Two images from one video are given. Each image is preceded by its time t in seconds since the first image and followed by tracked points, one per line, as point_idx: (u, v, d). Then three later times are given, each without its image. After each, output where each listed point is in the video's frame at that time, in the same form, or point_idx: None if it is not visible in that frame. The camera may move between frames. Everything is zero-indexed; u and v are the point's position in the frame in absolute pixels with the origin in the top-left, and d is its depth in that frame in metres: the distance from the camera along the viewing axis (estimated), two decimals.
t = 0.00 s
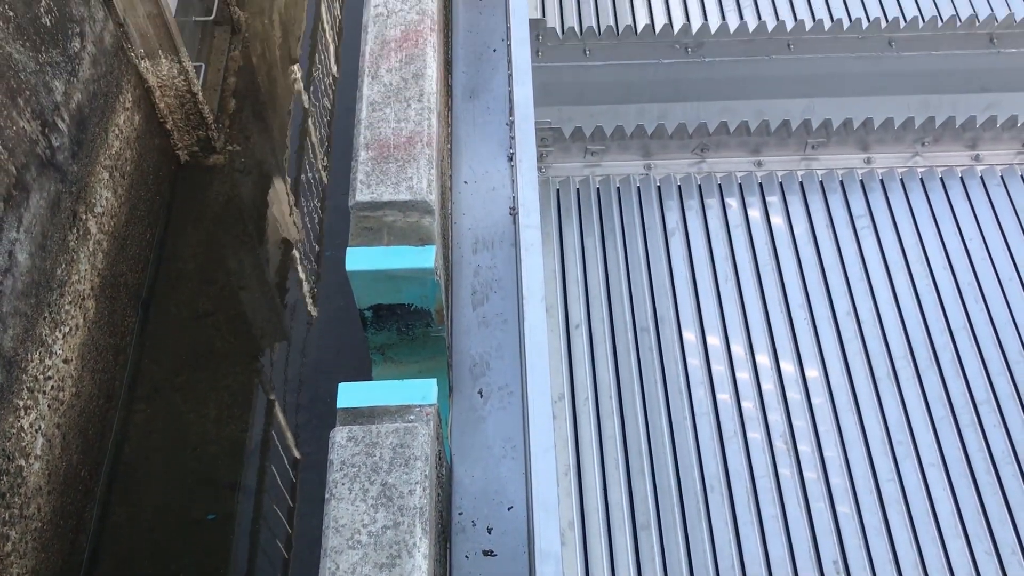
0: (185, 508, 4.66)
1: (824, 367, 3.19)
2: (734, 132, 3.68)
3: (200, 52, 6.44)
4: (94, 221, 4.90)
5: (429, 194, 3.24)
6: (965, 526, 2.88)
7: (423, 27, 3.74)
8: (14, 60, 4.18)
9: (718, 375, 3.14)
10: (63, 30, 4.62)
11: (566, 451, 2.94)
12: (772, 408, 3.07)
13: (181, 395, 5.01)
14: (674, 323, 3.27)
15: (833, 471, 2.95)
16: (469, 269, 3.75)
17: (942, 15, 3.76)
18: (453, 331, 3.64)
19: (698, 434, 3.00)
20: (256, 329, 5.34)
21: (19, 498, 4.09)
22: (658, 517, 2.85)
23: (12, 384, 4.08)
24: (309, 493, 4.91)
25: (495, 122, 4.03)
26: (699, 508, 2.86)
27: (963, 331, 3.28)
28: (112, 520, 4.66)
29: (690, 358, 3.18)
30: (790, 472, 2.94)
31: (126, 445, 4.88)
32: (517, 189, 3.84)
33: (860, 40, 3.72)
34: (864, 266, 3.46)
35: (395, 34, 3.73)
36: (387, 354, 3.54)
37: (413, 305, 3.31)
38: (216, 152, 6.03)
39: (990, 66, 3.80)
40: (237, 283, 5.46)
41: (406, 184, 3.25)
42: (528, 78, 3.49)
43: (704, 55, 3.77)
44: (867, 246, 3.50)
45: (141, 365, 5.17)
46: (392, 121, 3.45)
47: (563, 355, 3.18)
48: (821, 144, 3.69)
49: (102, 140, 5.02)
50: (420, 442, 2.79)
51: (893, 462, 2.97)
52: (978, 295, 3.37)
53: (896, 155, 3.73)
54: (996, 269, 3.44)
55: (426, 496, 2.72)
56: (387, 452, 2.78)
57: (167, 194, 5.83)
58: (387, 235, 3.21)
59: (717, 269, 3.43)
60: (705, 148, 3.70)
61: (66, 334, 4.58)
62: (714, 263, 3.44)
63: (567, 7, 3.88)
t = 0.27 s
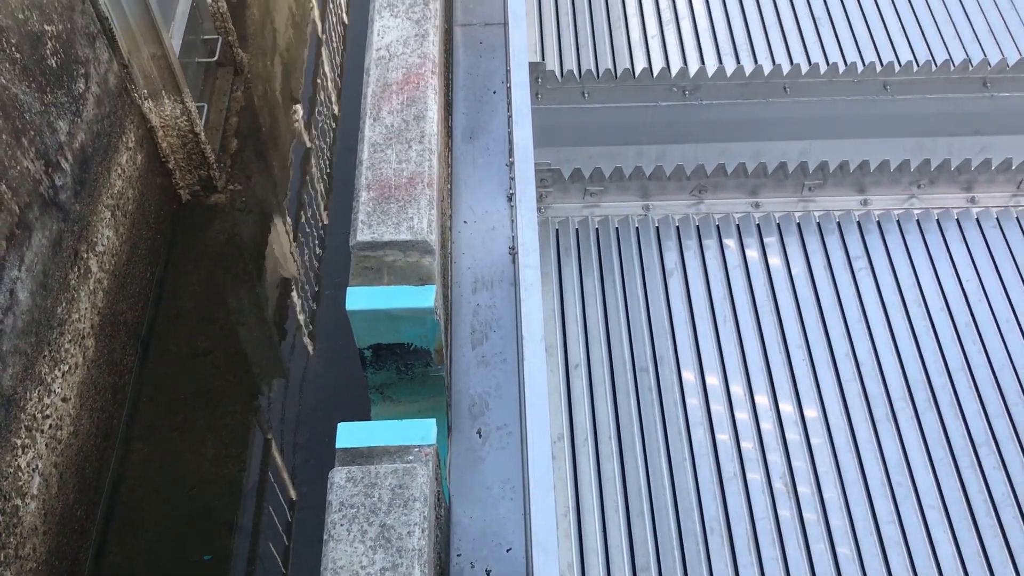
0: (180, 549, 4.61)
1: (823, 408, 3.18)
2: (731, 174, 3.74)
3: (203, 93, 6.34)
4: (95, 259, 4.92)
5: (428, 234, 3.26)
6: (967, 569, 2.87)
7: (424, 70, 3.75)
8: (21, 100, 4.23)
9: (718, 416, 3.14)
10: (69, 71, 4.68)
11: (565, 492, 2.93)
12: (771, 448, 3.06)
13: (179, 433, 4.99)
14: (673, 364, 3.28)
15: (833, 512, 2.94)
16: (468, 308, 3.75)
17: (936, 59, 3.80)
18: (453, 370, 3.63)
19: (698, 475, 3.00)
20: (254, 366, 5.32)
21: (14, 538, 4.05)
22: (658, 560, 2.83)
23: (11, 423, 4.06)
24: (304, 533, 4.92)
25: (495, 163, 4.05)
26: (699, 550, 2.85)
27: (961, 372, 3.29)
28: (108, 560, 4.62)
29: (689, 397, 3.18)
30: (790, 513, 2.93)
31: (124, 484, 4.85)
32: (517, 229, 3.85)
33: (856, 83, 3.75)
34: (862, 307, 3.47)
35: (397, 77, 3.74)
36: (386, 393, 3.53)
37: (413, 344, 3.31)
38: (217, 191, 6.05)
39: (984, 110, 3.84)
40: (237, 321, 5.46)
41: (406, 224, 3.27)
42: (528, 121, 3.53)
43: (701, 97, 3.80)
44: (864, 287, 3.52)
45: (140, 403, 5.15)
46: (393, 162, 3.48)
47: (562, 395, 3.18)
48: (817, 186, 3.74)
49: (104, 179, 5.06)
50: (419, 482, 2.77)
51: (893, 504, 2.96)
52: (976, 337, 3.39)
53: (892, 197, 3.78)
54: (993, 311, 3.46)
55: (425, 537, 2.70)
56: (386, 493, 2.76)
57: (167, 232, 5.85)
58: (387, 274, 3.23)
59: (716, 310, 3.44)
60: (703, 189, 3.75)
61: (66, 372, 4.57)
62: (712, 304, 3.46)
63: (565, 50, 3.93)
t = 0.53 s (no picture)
0: None
1: (822, 453, 3.18)
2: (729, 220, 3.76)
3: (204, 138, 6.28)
4: (96, 303, 4.91)
5: (429, 277, 3.29)
6: None
7: (426, 117, 3.75)
8: (26, 146, 4.27)
9: (717, 461, 3.14)
10: (74, 117, 4.72)
11: (564, 538, 2.94)
12: (771, 492, 3.07)
13: (177, 478, 4.95)
14: (672, 409, 3.28)
15: (833, 557, 2.95)
16: (468, 351, 3.74)
17: (930, 106, 3.83)
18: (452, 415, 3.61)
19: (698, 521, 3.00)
20: (252, 410, 5.31)
21: None
22: None
23: (9, 468, 4.03)
24: None
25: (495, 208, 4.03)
26: None
27: (961, 418, 3.29)
28: None
29: (688, 441, 3.18)
30: (790, 558, 2.94)
31: (121, 528, 4.82)
32: (516, 274, 3.83)
33: (851, 131, 3.79)
34: (861, 353, 3.48)
35: (399, 123, 3.73)
36: (386, 438, 3.51)
37: (412, 388, 3.30)
38: (218, 235, 6.05)
39: (978, 157, 3.88)
40: (236, 365, 5.43)
41: (407, 269, 3.29)
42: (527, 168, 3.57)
43: (698, 144, 3.84)
44: (862, 332, 3.54)
45: (139, 446, 5.13)
46: (394, 208, 3.50)
47: (561, 441, 3.18)
48: (815, 232, 3.77)
49: (107, 223, 5.09)
50: (418, 529, 2.76)
51: (893, 551, 2.97)
52: (975, 382, 3.39)
53: (889, 243, 3.81)
54: (992, 356, 3.47)
55: None
56: (385, 539, 2.75)
57: (168, 276, 5.85)
58: (388, 318, 3.24)
59: (715, 355, 3.45)
60: (701, 235, 3.78)
61: (65, 416, 4.55)
62: (711, 349, 3.47)
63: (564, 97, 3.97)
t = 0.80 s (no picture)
0: None
1: (822, 501, 3.19)
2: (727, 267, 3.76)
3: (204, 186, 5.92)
4: (95, 351, 4.53)
5: (428, 324, 3.29)
6: None
7: (426, 167, 3.76)
8: (28, 195, 3.92)
9: (717, 510, 3.13)
10: (76, 164, 4.29)
11: None
12: (771, 540, 3.07)
13: (172, 527, 4.87)
14: (672, 457, 3.28)
15: None
16: (467, 397, 3.71)
17: (924, 155, 3.87)
18: (450, 463, 3.55)
19: (698, 570, 3.00)
20: (248, 455, 5.23)
21: None
22: None
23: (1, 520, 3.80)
24: None
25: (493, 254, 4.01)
26: None
27: (961, 466, 3.28)
28: None
29: (688, 490, 3.18)
30: None
31: None
32: (515, 319, 3.81)
33: (847, 179, 3.81)
34: (859, 401, 3.48)
35: (398, 173, 3.75)
36: (384, 486, 3.47)
37: (411, 436, 3.27)
38: (218, 283, 5.76)
39: (974, 205, 3.89)
40: (234, 412, 5.32)
41: (406, 316, 3.29)
42: (526, 215, 3.59)
43: (696, 192, 3.86)
44: (860, 380, 3.54)
45: (135, 495, 5.00)
46: (394, 255, 3.50)
47: (560, 491, 3.17)
48: (812, 279, 3.77)
49: (107, 271, 4.65)
50: None
51: None
52: (974, 430, 3.38)
53: (886, 290, 3.82)
54: (991, 403, 3.47)
55: None
56: None
57: (167, 322, 5.52)
58: (387, 366, 3.22)
59: (714, 403, 3.44)
60: (699, 282, 3.78)
61: (62, 463, 4.29)
62: (710, 397, 3.46)
63: (562, 144, 4.00)
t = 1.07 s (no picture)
0: None
1: (822, 550, 3.20)
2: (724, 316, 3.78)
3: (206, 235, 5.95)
4: (94, 400, 4.40)
5: (427, 374, 3.23)
6: None
7: (426, 216, 3.73)
8: (31, 246, 3.87)
9: (717, 560, 3.15)
10: (80, 215, 4.20)
11: None
12: None
13: None
14: (672, 507, 3.30)
15: None
16: (465, 447, 3.67)
17: (918, 207, 3.91)
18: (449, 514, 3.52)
19: None
20: (246, 507, 5.11)
21: None
22: None
23: None
24: None
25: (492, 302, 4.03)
26: None
27: (961, 516, 3.29)
28: None
29: (688, 540, 3.20)
30: None
31: None
32: (513, 368, 3.81)
33: (842, 229, 3.84)
34: (858, 451, 3.49)
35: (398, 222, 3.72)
36: (381, 538, 3.41)
37: (409, 487, 3.20)
38: (217, 330, 5.74)
39: (968, 255, 3.91)
40: (232, 460, 5.22)
41: (405, 365, 3.24)
42: (525, 265, 3.58)
43: (693, 242, 3.89)
44: (859, 429, 3.55)
45: (132, 545, 4.91)
46: (393, 304, 3.45)
47: (560, 543, 3.17)
48: (809, 328, 3.79)
49: (111, 319, 4.52)
50: None
51: None
52: (973, 479, 3.40)
53: (883, 339, 3.84)
54: (989, 452, 3.48)
55: None
56: None
57: (166, 371, 5.52)
58: (386, 416, 3.16)
59: (713, 453, 3.46)
60: (696, 330, 3.80)
61: (59, 514, 4.13)
62: (709, 447, 3.48)
63: (560, 195, 4.04)
